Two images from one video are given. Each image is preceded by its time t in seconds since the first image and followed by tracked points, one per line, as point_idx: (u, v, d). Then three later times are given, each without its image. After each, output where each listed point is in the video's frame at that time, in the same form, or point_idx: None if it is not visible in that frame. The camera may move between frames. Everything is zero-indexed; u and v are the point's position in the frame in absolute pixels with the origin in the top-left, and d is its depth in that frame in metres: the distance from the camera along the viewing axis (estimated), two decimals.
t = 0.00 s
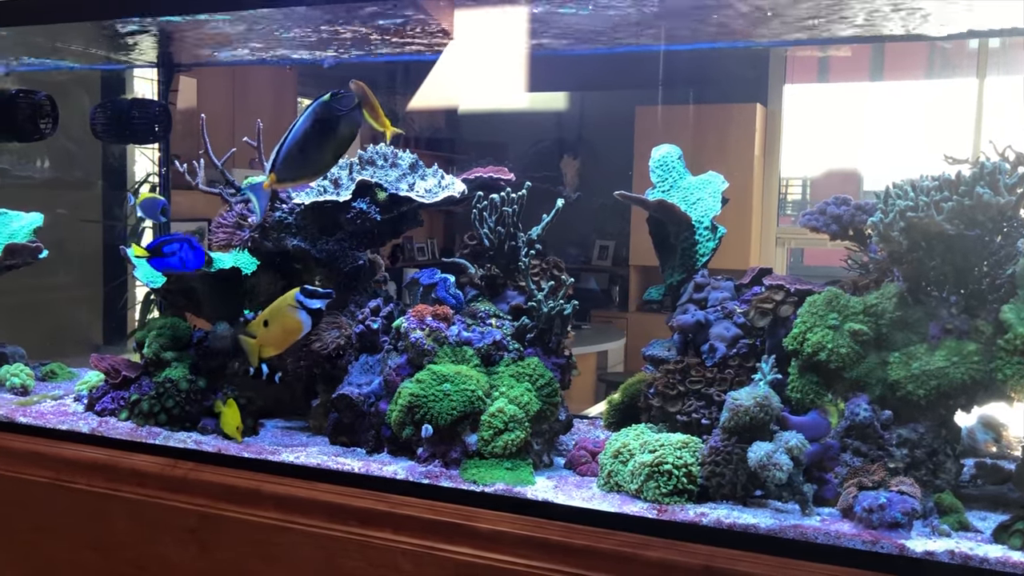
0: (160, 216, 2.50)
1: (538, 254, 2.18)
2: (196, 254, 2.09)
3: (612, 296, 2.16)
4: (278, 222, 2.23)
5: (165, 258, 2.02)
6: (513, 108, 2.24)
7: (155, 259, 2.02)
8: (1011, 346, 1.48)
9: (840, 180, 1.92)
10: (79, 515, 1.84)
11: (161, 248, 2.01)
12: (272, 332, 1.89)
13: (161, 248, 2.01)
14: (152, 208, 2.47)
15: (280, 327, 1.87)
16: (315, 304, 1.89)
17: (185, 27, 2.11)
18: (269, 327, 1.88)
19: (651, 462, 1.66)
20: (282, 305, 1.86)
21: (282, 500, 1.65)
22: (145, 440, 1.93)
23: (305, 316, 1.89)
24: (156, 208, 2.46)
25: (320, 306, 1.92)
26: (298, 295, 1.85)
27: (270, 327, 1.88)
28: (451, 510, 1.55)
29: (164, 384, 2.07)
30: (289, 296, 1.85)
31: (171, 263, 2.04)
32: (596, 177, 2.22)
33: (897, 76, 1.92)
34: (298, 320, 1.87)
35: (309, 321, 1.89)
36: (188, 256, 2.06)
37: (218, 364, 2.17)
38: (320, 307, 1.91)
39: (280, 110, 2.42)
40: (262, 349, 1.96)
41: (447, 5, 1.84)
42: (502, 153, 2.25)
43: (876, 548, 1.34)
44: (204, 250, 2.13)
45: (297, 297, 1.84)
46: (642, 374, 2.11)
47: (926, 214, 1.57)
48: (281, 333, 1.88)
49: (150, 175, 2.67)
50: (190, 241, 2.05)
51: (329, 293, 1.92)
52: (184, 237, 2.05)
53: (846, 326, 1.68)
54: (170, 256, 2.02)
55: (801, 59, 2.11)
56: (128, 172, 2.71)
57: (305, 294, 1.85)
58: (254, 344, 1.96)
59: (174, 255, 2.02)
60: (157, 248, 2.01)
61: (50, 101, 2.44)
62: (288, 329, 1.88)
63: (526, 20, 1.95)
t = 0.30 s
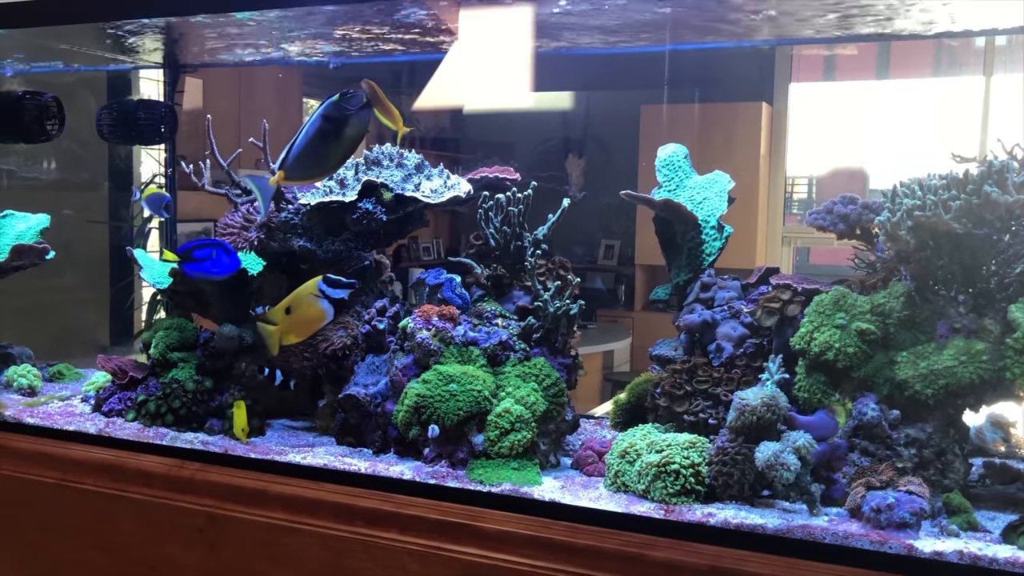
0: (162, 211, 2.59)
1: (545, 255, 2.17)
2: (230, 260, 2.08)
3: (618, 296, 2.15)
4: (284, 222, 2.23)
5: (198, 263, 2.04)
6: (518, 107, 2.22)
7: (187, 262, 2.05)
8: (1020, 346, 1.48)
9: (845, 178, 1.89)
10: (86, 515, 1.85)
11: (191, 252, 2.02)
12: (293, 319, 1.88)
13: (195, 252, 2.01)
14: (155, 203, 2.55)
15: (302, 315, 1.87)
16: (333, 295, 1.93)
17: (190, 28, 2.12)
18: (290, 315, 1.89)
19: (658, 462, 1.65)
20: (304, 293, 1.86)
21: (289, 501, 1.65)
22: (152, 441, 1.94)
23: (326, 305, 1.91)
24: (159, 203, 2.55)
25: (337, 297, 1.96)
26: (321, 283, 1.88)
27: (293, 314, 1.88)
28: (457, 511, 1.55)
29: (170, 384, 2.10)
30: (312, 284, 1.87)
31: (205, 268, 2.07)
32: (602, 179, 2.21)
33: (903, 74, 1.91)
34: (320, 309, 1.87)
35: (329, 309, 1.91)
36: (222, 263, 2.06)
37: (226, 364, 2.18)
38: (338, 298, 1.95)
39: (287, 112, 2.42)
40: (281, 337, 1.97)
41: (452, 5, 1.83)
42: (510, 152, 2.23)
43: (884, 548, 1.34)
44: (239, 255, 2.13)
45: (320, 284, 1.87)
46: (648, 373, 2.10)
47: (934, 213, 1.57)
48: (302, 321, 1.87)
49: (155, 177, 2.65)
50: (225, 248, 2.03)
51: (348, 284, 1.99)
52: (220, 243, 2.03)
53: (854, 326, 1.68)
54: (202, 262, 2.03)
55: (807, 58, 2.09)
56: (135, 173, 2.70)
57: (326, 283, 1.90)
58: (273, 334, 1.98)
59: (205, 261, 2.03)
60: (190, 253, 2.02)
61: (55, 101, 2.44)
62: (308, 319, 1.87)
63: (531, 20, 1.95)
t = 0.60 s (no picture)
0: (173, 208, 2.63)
1: (548, 254, 2.19)
2: (261, 260, 2.13)
3: (622, 295, 2.14)
4: (287, 222, 2.24)
5: (228, 268, 2.09)
6: (522, 107, 2.17)
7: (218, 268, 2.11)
8: None
9: (850, 177, 1.86)
10: (90, 515, 1.85)
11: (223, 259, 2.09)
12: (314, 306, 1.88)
13: (224, 257, 2.08)
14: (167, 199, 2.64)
15: (323, 303, 1.87)
16: (356, 284, 1.93)
17: (194, 28, 2.12)
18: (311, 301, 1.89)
19: (662, 462, 1.65)
20: (325, 280, 1.86)
21: (292, 501, 1.65)
22: (156, 440, 1.94)
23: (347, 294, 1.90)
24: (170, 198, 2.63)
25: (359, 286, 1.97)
26: (342, 272, 1.88)
27: (313, 301, 1.88)
28: (461, 510, 1.55)
29: (175, 385, 2.09)
30: (334, 272, 1.87)
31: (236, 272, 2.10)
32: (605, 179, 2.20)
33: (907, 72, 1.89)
34: (341, 297, 1.88)
35: (351, 298, 1.92)
36: (252, 262, 2.10)
37: (229, 364, 2.17)
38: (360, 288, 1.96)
39: (292, 114, 2.40)
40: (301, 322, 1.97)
41: (455, 5, 1.83)
42: (512, 152, 2.21)
43: (889, 548, 1.33)
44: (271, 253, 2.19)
45: (343, 273, 1.87)
46: (653, 373, 2.11)
47: (938, 213, 1.57)
48: (321, 308, 1.88)
49: (159, 177, 2.67)
50: (253, 247, 2.10)
51: (370, 275, 2.00)
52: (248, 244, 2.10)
53: (858, 326, 1.67)
54: (232, 266, 2.08)
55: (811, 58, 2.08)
56: (139, 173, 2.70)
57: (349, 272, 1.90)
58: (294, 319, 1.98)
59: (235, 265, 2.07)
60: (220, 258, 2.09)
61: (59, 102, 2.56)
62: (329, 307, 1.88)
63: (535, 21, 1.96)
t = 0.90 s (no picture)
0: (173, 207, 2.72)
1: (552, 252, 2.21)
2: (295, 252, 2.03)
3: (625, 295, 2.11)
4: (291, 221, 2.27)
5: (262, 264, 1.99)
6: (525, 105, 2.14)
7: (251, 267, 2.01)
8: None
9: (854, 176, 1.87)
10: (94, 514, 1.85)
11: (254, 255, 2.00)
12: (341, 293, 1.87)
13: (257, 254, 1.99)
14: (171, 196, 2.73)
15: (348, 288, 1.85)
16: (383, 276, 1.88)
17: (197, 27, 2.13)
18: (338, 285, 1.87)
19: (666, 460, 1.65)
20: (353, 267, 1.83)
21: (296, 499, 1.66)
22: (160, 439, 1.94)
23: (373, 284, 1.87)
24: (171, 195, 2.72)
25: (386, 279, 1.90)
26: (370, 262, 1.83)
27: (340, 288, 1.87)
28: (465, 508, 1.56)
29: (179, 384, 2.10)
30: (362, 261, 1.83)
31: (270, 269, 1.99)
32: (609, 175, 2.15)
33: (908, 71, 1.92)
34: (366, 287, 1.85)
35: (376, 290, 1.87)
36: (286, 256, 2.00)
37: (234, 362, 2.17)
38: (387, 281, 1.90)
39: (294, 114, 2.39)
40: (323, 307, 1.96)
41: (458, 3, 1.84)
42: (515, 150, 2.18)
43: (894, 547, 1.33)
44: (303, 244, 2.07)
45: (371, 264, 1.83)
46: (657, 371, 2.10)
47: (944, 210, 1.57)
48: (349, 295, 1.86)
49: (162, 175, 2.74)
50: (284, 240, 2.00)
51: (401, 268, 1.92)
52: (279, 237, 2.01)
53: (863, 323, 1.68)
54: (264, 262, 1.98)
55: (815, 55, 2.10)
56: (141, 173, 2.78)
57: (377, 262, 1.85)
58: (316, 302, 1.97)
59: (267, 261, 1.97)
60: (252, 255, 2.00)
61: (63, 101, 2.43)
62: (352, 294, 1.85)
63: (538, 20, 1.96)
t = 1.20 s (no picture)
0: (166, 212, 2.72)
1: (557, 251, 2.16)
2: (331, 239, 2.10)
3: (627, 293, 2.14)
4: (295, 218, 2.25)
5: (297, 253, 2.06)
6: (528, 104, 2.18)
7: (286, 256, 2.08)
8: None
9: (857, 174, 1.91)
10: (99, 512, 1.86)
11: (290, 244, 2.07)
12: (365, 284, 1.86)
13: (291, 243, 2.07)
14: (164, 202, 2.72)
15: (374, 282, 1.84)
16: (413, 272, 1.87)
17: (201, 26, 2.14)
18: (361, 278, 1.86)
19: (671, 459, 1.65)
20: (382, 261, 1.82)
21: (301, 497, 1.66)
22: (165, 438, 1.93)
23: (400, 279, 1.86)
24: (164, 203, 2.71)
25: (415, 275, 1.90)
26: (399, 257, 1.83)
27: (365, 279, 1.85)
28: (470, 507, 1.55)
29: (183, 382, 2.09)
30: (392, 255, 1.83)
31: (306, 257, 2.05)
32: (609, 173, 2.18)
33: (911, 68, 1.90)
34: (392, 281, 1.84)
35: (404, 285, 1.87)
36: (322, 243, 2.07)
37: (238, 361, 2.15)
38: (417, 277, 1.90)
39: (298, 117, 2.38)
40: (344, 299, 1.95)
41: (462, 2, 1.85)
42: (519, 148, 2.19)
43: (900, 545, 1.33)
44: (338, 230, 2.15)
45: (400, 258, 1.82)
46: (661, 370, 2.09)
47: (949, 209, 1.56)
48: (373, 288, 1.85)
49: (166, 175, 2.73)
50: (320, 228, 2.08)
51: (429, 264, 1.92)
52: (314, 226, 2.08)
53: (869, 322, 1.68)
54: (300, 251, 2.05)
55: (818, 54, 2.10)
56: (145, 172, 2.77)
57: (406, 257, 1.85)
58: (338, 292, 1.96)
59: (303, 248, 2.05)
60: (287, 244, 2.08)
61: (67, 100, 2.49)
62: (379, 287, 1.85)
63: (541, 19, 1.97)
